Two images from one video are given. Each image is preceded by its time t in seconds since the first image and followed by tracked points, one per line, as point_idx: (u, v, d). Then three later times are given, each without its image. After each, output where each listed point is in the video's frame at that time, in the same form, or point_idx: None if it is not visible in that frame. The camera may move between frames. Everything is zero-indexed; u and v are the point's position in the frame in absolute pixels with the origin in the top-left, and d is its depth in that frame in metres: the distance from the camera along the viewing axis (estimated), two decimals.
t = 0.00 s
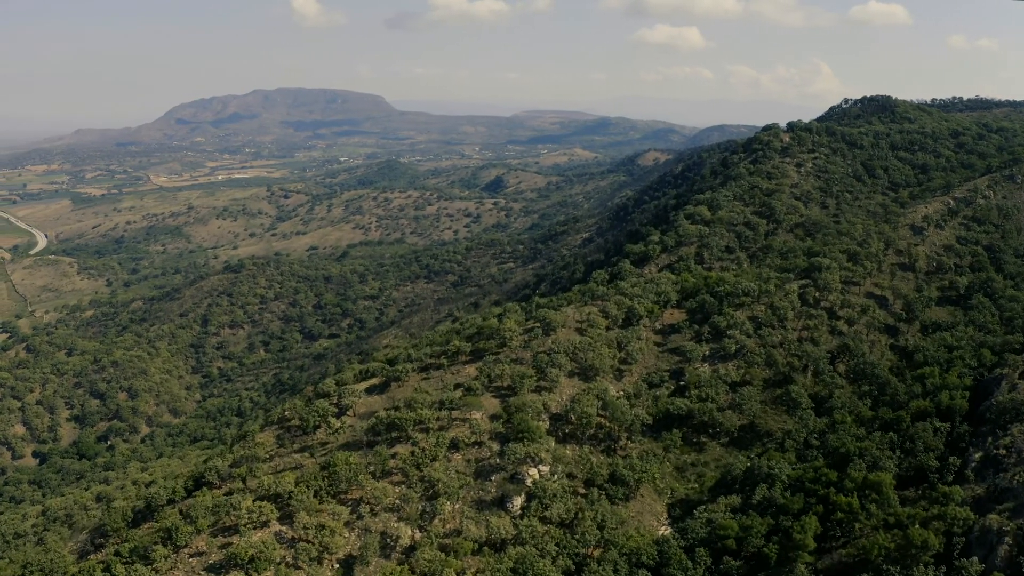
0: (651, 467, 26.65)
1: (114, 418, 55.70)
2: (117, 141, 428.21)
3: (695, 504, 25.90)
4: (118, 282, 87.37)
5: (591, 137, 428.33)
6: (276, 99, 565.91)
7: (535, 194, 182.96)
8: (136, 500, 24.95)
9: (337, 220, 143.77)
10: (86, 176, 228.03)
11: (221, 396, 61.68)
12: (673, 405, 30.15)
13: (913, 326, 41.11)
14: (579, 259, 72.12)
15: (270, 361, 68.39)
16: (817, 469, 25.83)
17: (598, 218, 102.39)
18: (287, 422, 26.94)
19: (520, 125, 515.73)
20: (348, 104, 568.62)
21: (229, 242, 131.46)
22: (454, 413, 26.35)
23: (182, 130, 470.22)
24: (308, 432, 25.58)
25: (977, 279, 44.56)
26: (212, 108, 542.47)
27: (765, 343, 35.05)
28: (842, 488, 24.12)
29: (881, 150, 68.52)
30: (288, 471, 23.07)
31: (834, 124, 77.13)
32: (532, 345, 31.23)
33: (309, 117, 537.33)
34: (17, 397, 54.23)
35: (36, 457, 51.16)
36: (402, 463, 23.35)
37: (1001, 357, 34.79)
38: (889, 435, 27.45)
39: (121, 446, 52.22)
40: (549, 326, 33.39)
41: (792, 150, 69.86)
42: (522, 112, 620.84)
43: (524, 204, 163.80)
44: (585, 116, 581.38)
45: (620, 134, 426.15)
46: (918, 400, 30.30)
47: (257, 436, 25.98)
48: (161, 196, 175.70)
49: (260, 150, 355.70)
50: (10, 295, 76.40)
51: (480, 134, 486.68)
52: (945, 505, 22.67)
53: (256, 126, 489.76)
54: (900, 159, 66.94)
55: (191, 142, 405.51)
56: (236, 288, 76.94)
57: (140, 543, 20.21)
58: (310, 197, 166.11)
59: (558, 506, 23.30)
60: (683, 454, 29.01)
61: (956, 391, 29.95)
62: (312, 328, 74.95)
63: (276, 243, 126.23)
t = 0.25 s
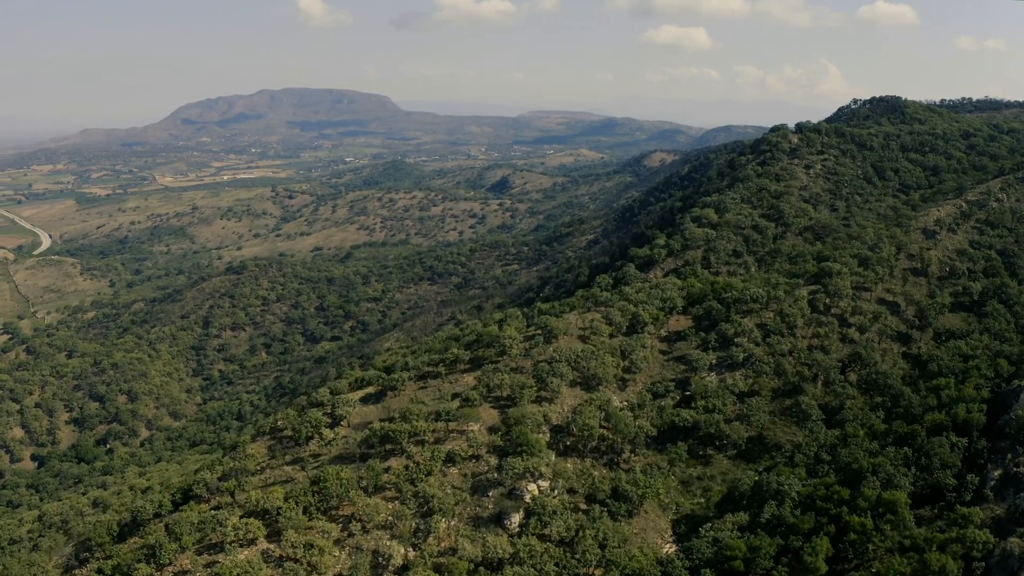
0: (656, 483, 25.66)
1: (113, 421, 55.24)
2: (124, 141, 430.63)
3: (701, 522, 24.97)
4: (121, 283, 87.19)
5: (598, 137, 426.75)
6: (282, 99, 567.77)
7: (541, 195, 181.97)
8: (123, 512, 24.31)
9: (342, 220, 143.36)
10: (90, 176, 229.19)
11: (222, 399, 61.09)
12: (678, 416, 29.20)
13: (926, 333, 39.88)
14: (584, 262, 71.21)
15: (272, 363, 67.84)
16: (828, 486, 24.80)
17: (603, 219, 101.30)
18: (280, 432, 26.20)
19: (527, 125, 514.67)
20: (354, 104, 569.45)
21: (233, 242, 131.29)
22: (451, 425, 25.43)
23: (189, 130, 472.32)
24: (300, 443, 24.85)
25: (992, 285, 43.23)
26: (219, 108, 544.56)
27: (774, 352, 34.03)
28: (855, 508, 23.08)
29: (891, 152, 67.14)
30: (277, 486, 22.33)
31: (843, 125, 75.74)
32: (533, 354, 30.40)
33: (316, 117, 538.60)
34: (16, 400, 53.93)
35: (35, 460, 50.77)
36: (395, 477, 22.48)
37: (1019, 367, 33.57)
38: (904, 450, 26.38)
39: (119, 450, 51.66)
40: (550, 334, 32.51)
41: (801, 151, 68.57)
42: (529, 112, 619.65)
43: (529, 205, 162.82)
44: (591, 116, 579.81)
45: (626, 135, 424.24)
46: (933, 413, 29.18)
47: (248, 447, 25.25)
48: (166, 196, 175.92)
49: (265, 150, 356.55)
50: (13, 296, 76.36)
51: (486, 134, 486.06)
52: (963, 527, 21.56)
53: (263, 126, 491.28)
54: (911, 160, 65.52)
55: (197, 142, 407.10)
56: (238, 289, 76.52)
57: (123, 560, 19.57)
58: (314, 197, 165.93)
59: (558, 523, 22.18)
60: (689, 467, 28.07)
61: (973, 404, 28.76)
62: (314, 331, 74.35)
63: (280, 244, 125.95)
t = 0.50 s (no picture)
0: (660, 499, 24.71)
1: (112, 425, 54.78)
2: (131, 141, 433.13)
3: (707, 540, 24.02)
4: (124, 284, 87.01)
5: (604, 138, 425.05)
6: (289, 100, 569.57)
7: (546, 195, 180.91)
8: (111, 525, 23.70)
9: (346, 221, 142.98)
10: (96, 176, 230.17)
11: (222, 402, 60.56)
12: (683, 428, 28.21)
13: (940, 341, 38.70)
14: (588, 264, 70.26)
15: (273, 366, 67.29)
16: (840, 504, 23.76)
17: (609, 221, 100.20)
18: (272, 444, 25.50)
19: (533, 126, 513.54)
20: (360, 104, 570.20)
21: (237, 243, 131.18)
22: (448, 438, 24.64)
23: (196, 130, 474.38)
24: (292, 456, 24.15)
25: (1008, 291, 41.95)
26: (226, 108, 546.93)
27: (782, 361, 33.02)
28: (869, 529, 22.05)
29: (902, 153, 65.77)
30: (266, 501, 21.58)
31: (852, 126, 74.41)
32: (533, 363, 29.57)
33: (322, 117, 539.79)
34: (15, 403, 53.57)
35: (33, 464, 50.15)
36: (388, 493, 21.63)
37: None
38: (919, 467, 25.32)
39: (118, 454, 51.13)
40: (552, 342, 31.66)
41: (809, 152, 67.31)
42: (535, 113, 618.60)
43: (534, 205, 161.81)
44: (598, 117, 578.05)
45: (633, 136, 422.47)
46: (949, 427, 28.09)
47: (238, 459, 24.56)
48: (171, 196, 176.23)
49: (271, 150, 357.36)
50: (15, 297, 76.31)
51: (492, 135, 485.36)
52: (983, 552, 20.49)
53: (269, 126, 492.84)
54: (923, 162, 64.14)
55: (203, 142, 408.79)
56: (240, 291, 76.10)
57: None
58: (319, 198, 165.69)
59: (559, 541, 21.14)
60: (695, 482, 27.13)
61: (992, 418, 27.61)
62: (316, 333, 73.77)
63: (284, 245, 125.64)
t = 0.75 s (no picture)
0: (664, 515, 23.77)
1: (112, 428, 54.29)
2: (138, 140, 435.34)
3: (714, 559, 23.06)
4: (126, 285, 86.79)
5: (610, 138, 423.36)
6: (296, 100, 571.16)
7: (551, 196, 179.89)
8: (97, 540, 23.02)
9: (350, 221, 142.56)
10: (101, 176, 231.02)
11: (222, 406, 60.03)
12: (689, 441, 27.22)
13: (954, 349, 37.53)
14: (593, 267, 69.25)
15: (274, 368, 66.74)
16: (853, 524, 22.75)
17: (614, 222, 99.13)
18: (264, 456, 24.79)
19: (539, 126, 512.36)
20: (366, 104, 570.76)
21: (241, 244, 130.99)
22: (443, 452, 23.85)
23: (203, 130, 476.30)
24: (283, 469, 23.44)
25: None
26: (233, 108, 549.01)
27: (792, 371, 32.00)
28: (884, 551, 21.06)
29: (912, 154, 64.43)
30: (254, 518, 20.83)
31: (861, 126, 73.05)
32: (533, 372, 28.73)
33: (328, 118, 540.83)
34: (14, 406, 53.19)
35: (31, 467, 49.61)
36: (380, 509, 20.76)
37: None
38: (935, 484, 24.28)
39: (116, 458, 50.59)
40: (553, 350, 30.81)
41: (818, 153, 66.07)
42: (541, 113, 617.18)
43: (539, 206, 160.84)
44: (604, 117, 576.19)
45: (639, 136, 420.65)
46: (966, 441, 27.02)
47: (228, 472, 23.88)
48: (176, 196, 176.43)
49: (276, 150, 358.09)
50: (17, 298, 76.17)
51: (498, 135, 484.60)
52: None
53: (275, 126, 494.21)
54: (934, 163, 62.79)
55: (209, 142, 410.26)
56: (242, 293, 75.65)
57: None
58: (323, 198, 165.42)
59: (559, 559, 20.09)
60: (701, 497, 26.17)
61: (1010, 432, 26.51)
62: (318, 335, 73.18)
63: (287, 246, 125.31)
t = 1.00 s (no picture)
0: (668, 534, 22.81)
1: (110, 431, 53.84)
2: (145, 140, 437.57)
3: None
4: (129, 286, 86.60)
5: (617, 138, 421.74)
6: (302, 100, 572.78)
7: (557, 196, 178.88)
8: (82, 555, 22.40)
9: (355, 222, 142.17)
10: (106, 176, 231.77)
11: (222, 409, 59.51)
12: (695, 455, 26.27)
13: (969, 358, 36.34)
14: (598, 269, 68.30)
15: (275, 371, 66.19)
16: (866, 546, 21.74)
17: (620, 223, 98.08)
18: (254, 469, 24.11)
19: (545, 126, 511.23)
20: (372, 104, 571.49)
21: (245, 244, 130.84)
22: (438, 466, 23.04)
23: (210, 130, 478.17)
24: (272, 482, 22.75)
25: None
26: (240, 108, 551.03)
27: (801, 381, 30.97)
28: None
29: (924, 155, 63.06)
30: (240, 536, 20.12)
31: (872, 127, 71.68)
32: (532, 383, 27.91)
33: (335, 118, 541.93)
34: (12, 409, 52.84)
35: (29, 471, 49.16)
36: (371, 528, 19.93)
37: None
38: (951, 504, 23.21)
39: (114, 462, 50.07)
40: (554, 360, 29.94)
41: (827, 155, 64.80)
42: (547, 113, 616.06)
43: (545, 207, 159.89)
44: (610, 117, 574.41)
45: (645, 137, 418.84)
46: (984, 457, 25.91)
47: (217, 485, 23.23)
48: (181, 197, 176.67)
49: (282, 150, 358.83)
50: (19, 299, 76.07)
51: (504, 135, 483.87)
52: None
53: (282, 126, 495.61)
54: (946, 165, 61.42)
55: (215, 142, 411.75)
56: (243, 295, 75.24)
57: None
58: (328, 198, 165.17)
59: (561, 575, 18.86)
60: (707, 514, 25.21)
61: None
62: (320, 337, 72.60)
63: (291, 247, 125.03)
